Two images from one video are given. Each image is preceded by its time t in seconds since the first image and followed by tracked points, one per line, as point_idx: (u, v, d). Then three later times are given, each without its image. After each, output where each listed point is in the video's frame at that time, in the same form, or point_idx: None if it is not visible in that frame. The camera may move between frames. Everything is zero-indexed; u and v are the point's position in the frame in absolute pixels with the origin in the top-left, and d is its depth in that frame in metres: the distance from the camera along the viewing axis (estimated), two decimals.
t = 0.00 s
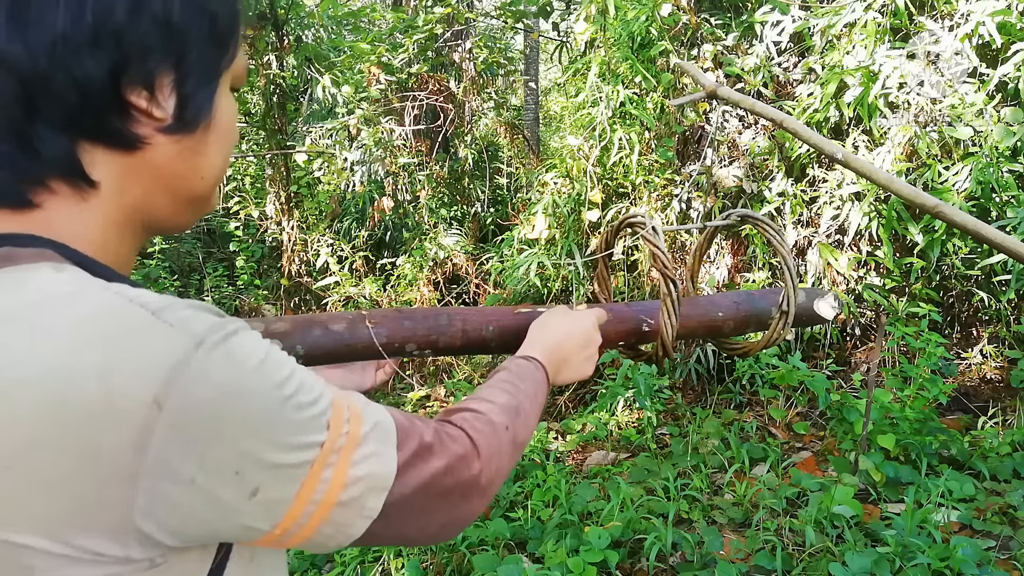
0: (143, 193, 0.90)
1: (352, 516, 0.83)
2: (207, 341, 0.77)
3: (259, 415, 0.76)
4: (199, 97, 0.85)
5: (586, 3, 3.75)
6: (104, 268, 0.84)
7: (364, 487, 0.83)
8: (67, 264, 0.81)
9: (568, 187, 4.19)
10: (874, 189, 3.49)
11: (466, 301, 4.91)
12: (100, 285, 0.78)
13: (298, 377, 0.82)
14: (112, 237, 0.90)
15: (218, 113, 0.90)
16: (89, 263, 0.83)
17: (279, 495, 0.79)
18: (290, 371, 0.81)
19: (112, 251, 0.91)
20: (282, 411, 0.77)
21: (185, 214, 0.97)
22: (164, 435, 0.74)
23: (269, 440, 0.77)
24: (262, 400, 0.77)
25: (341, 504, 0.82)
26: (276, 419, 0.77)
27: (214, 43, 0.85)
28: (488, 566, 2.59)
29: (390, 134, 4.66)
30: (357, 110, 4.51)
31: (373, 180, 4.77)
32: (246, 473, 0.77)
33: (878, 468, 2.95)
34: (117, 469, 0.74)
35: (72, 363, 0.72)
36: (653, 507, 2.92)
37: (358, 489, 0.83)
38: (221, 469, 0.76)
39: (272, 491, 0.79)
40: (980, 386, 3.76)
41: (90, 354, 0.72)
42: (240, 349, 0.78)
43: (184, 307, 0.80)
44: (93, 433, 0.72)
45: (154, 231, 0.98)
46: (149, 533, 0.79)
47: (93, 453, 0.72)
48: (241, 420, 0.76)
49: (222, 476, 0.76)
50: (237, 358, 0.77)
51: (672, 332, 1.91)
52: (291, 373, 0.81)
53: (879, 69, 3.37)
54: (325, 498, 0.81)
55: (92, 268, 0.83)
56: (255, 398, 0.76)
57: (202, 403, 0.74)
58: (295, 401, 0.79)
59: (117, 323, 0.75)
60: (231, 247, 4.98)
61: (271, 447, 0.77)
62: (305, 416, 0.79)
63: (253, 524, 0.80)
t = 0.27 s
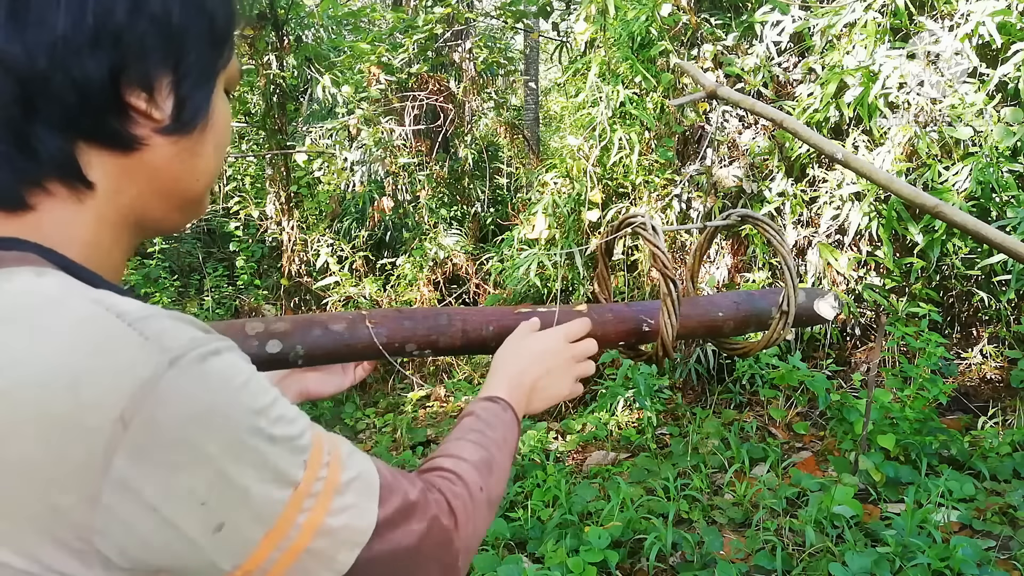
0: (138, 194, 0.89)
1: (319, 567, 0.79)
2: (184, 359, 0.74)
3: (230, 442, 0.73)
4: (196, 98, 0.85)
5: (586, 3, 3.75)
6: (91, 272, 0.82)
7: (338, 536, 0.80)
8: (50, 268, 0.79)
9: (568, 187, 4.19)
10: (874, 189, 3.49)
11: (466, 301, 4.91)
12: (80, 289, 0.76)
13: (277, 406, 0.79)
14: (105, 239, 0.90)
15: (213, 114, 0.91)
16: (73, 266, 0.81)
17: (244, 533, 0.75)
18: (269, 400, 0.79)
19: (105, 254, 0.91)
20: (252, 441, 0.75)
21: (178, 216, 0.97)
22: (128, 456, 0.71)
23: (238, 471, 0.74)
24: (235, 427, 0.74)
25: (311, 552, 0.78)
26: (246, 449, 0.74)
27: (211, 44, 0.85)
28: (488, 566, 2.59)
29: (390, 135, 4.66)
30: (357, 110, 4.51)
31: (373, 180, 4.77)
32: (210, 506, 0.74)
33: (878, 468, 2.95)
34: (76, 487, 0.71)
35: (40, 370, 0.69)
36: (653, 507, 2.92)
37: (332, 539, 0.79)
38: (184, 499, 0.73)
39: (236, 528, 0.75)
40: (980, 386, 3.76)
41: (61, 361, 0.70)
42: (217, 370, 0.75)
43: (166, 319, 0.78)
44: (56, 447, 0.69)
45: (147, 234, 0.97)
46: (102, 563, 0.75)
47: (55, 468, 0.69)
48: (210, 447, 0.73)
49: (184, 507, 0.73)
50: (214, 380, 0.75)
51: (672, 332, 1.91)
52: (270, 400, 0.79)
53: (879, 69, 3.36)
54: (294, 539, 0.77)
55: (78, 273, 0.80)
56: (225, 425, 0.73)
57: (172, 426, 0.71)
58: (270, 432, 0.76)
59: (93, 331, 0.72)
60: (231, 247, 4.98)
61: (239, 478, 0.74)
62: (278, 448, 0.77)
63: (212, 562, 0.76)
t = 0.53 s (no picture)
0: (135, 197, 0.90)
1: None
2: (149, 384, 0.75)
3: (188, 474, 0.74)
4: (195, 101, 0.85)
5: (586, 3, 3.75)
6: (77, 280, 0.84)
7: None
8: (32, 273, 0.80)
9: (568, 187, 4.19)
10: (874, 189, 3.49)
11: (465, 301, 4.90)
12: (56, 298, 0.77)
13: (244, 442, 0.80)
14: (101, 243, 0.90)
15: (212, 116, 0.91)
16: (60, 274, 0.82)
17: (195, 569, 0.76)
18: (237, 434, 0.80)
19: (99, 259, 0.92)
20: (212, 475, 0.76)
21: (175, 218, 0.97)
22: (82, 480, 0.71)
23: (195, 506, 0.75)
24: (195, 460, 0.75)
25: None
26: (204, 483, 0.75)
27: (211, 46, 0.85)
28: (488, 566, 2.59)
29: (390, 134, 4.66)
30: (357, 110, 4.51)
31: (373, 180, 4.77)
32: (162, 540, 0.74)
33: (878, 468, 2.95)
34: (29, 507, 0.71)
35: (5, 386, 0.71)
36: (653, 507, 2.92)
37: None
38: (137, 531, 0.73)
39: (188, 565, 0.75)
40: (980, 386, 3.76)
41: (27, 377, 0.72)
42: (184, 399, 0.76)
43: (140, 337, 0.79)
44: (16, 465, 0.70)
45: (146, 236, 0.98)
46: None
47: (12, 486, 0.70)
48: (167, 478, 0.74)
49: (135, 539, 0.73)
50: (179, 410, 0.75)
51: (672, 332, 1.92)
52: (238, 434, 0.80)
53: (879, 69, 3.36)
54: None
55: (64, 280, 0.82)
56: (186, 455, 0.75)
57: (130, 454, 0.72)
58: (231, 469, 0.77)
59: (64, 350, 0.73)
60: (231, 247, 4.98)
61: (194, 512, 0.75)
62: (236, 485, 0.77)
63: None
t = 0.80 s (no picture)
0: (124, 198, 0.90)
1: None
2: (134, 388, 0.74)
3: (178, 478, 0.74)
4: (183, 100, 0.86)
5: (586, 3, 3.75)
6: (63, 282, 0.84)
7: None
8: (17, 276, 0.80)
9: (568, 187, 4.19)
10: (874, 189, 3.49)
11: (465, 301, 4.90)
12: (37, 302, 0.77)
13: (233, 443, 0.80)
14: (90, 245, 0.90)
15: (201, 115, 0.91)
16: (46, 277, 0.82)
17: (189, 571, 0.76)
18: (226, 435, 0.79)
19: (88, 261, 0.91)
20: (202, 477, 0.76)
21: (166, 218, 0.97)
22: (70, 487, 0.71)
23: (186, 509, 0.75)
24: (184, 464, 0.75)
25: None
26: (195, 486, 0.75)
27: (199, 45, 0.85)
28: (488, 566, 2.59)
29: (390, 134, 4.66)
30: (357, 110, 4.51)
31: (373, 180, 4.77)
32: (154, 545, 0.74)
33: (878, 468, 2.95)
34: (16, 514, 0.71)
35: None
36: (653, 507, 2.92)
37: None
38: (129, 536, 0.73)
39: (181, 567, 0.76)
40: (980, 386, 3.75)
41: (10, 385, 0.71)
42: (171, 403, 0.76)
43: (123, 340, 0.78)
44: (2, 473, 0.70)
45: (138, 238, 0.98)
46: None
47: None
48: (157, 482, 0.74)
49: (126, 543, 0.73)
50: (166, 413, 0.75)
51: (672, 332, 1.92)
52: (227, 435, 0.80)
53: (879, 69, 3.36)
54: None
55: (49, 283, 0.82)
56: (175, 459, 0.74)
57: (118, 459, 0.72)
58: (220, 471, 0.77)
59: (46, 355, 0.73)
60: (231, 247, 4.97)
61: (185, 515, 0.75)
62: (227, 487, 0.78)
63: None
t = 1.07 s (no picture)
0: (123, 200, 0.90)
1: None
2: (129, 393, 0.74)
3: (173, 484, 0.74)
4: (183, 101, 0.86)
5: (586, 3, 3.76)
6: (58, 285, 0.83)
7: None
8: (12, 280, 0.80)
9: (568, 187, 4.19)
10: (874, 189, 3.49)
11: (465, 301, 4.90)
12: (31, 306, 0.77)
13: (229, 447, 0.80)
14: (87, 246, 0.90)
15: (201, 116, 0.91)
16: (41, 281, 0.82)
17: None
18: (223, 440, 0.79)
19: (86, 262, 0.91)
20: (199, 483, 0.76)
21: (164, 218, 0.97)
22: (66, 493, 0.72)
23: (183, 515, 0.75)
24: (180, 470, 0.75)
25: None
26: (191, 492, 0.75)
27: (200, 46, 0.85)
28: (488, 566, 2.59)
29: (390, 134, 4.65)
30: (357, 110, 4.51)
31: (373, 180, 4.77)
32: (151, 551, 0.74)
33: (878, 469, 2.95)
34: (11, 520, 0.71)
35: None
36: (653, 507, 2.91)
37: None
38: (124, 542, 0.73)
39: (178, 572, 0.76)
40: (980, 386, 3.75)
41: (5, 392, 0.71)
42: (166, 407, 0.76)
43: (119, 345, 0.78)
44: None
45: (136, 237, 0.97)
46: None
47: None
48: (153, 488, 0.74)
49: (122, 548, 0.73)
50: (161, 418, 0.75)
51: (672, 331, 1.92)
52: (223, 439, 0.80)
53: (879, 69, 3.37)
54: None
55: (44, 286, 0.82)
56: (171, 464, 0.74)
57: (113, 465, 0.72)
58: (217, 476, 0.77)
59: (41, 361, 0.73)
60: (231, 247, 4.96)
61: (181, 521, 0.75)
62: (224, 491, 0.78)
63: None
